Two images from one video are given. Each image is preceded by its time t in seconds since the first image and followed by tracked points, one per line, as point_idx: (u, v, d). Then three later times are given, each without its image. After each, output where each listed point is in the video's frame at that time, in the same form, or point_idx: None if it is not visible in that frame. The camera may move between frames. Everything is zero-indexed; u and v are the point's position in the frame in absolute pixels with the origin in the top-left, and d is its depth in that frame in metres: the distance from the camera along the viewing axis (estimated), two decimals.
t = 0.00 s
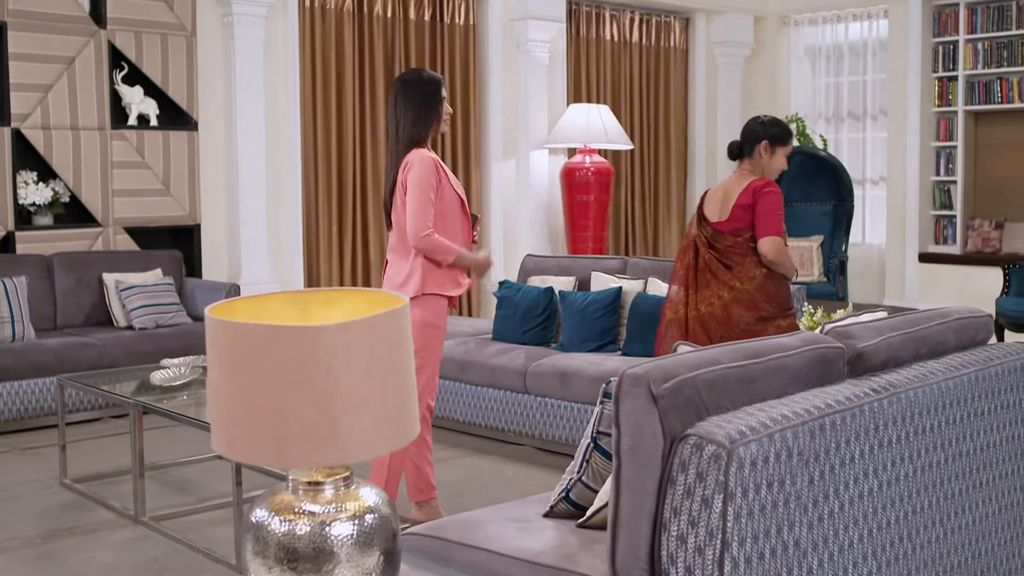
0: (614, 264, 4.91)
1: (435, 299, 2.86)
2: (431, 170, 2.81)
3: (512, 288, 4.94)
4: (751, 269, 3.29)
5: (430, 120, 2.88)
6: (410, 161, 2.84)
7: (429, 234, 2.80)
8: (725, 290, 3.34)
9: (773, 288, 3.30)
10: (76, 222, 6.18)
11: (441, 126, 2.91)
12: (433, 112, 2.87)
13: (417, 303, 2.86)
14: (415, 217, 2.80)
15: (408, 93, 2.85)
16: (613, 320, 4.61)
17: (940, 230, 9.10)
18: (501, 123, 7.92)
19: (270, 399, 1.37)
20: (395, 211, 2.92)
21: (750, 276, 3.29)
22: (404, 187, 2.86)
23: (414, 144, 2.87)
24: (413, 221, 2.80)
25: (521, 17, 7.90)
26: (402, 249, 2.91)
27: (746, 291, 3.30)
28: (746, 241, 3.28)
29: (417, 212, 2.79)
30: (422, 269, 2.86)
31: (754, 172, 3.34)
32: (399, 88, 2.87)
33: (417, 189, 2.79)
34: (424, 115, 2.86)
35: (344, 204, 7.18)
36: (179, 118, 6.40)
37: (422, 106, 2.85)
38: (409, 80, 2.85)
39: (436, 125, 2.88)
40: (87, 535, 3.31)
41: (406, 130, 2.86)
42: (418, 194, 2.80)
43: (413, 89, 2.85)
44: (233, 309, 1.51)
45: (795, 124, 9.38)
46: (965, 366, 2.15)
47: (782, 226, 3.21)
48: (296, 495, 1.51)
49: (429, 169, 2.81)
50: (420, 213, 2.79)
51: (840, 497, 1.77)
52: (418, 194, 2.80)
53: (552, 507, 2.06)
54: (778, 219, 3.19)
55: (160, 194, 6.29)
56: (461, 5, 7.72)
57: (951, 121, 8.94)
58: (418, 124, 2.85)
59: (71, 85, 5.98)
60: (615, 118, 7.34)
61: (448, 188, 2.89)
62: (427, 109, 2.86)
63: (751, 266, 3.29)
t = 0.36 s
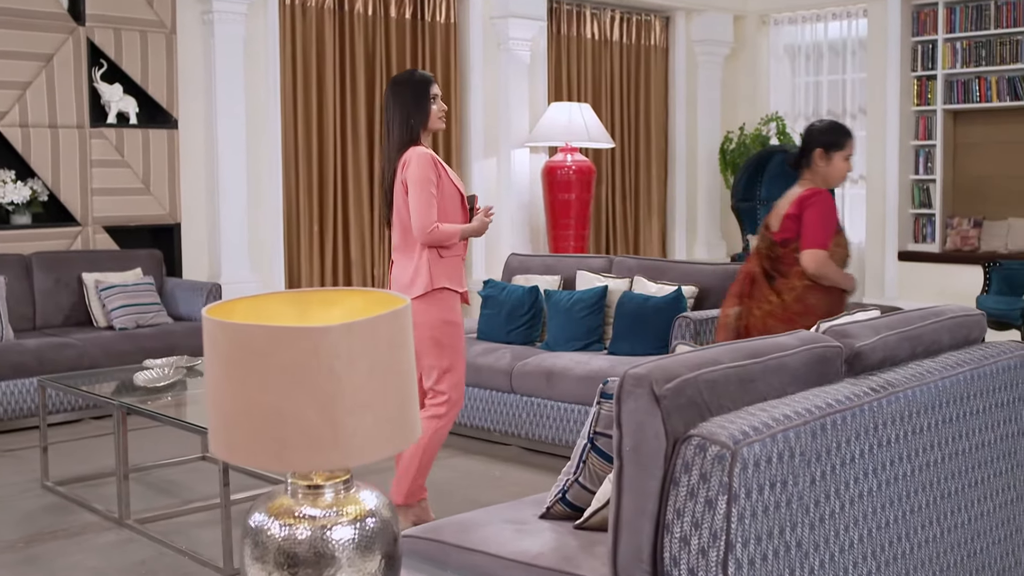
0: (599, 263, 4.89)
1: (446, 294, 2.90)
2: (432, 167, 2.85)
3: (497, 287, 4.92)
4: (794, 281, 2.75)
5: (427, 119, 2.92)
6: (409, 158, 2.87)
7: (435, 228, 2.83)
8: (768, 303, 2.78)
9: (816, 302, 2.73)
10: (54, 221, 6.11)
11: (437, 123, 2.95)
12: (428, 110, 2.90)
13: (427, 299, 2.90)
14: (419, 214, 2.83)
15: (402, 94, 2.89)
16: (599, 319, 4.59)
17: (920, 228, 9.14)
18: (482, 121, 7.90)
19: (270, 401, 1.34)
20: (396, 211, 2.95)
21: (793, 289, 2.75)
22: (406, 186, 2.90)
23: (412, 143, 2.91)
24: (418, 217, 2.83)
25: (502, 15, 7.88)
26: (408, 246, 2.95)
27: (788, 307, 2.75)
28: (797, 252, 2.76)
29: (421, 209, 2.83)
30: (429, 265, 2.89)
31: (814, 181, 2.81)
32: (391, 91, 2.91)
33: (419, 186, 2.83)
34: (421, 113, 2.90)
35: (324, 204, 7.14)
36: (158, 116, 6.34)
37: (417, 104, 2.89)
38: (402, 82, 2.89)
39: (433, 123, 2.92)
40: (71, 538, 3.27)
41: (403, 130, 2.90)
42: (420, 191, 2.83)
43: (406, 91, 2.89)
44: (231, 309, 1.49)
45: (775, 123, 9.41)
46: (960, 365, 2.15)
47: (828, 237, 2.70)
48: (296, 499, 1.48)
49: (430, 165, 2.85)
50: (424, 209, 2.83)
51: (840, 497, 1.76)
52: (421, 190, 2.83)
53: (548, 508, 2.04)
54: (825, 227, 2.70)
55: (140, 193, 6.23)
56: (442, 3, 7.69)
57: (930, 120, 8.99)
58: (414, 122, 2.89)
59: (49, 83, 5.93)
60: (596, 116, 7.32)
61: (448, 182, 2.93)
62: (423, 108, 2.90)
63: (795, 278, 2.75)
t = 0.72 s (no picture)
0: (585, 261, 4.86)
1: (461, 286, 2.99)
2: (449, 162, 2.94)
3: (482, 285, 4.89)
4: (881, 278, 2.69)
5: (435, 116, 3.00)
6: (427, 154, 2.95)
7: (454, 220, 2.92)
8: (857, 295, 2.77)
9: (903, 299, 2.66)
10: (33, 219, 6.03)
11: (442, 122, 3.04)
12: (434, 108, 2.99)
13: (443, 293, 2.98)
14: (441, 208, 2.92)
15: (411, 90, 2.95)
16: (586, 317, 4.57)
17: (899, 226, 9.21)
18: (464, 119, 7.88)
19: (274, 403, 1.32)
20: (406, 207, 3.02)
21: (881, 285, 2.71)
22: (421, 180, 2.98)
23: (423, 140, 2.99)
24: (440, 211, 2.92)
25: (483, 13, 7.86)
26: (419, 240, 3.02)
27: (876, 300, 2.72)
28: (888, 247, 2.67)
29: (443, 203, 2.91)
30: (445, 259, 2.97)
31: (918, 170, 2.70)
32: (397, 87, 2.96)
33: (441, 181, 2.92)
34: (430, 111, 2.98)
35: (305, 201, 7.13)
36: (139, 114, 6.28)
37: (429, 101, 2.97)
38: (411, 79, 2.96)
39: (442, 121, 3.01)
40: (55, 541, 3.22)
41: (415, 126, 2.97)
42: (441, 185, 2.92)
43: (415, 87, 2.95)
44: (231, 309, 1.46)
45: (756, 121, 9.44)
46: (957, 363, 2.15)
47: (918, 234, 2.59)
48: (296, 502, 1.45)
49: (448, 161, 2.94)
50: (445, 203, 2.91)
51: (842, 497, 1.75)
52: (442, 184, 2.92)
53: (546, 509, 2.02)
54: (914, 224, 2.58)
55: (120, 191, 6.16)
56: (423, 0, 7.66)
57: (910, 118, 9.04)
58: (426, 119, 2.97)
59: (28, 79, 5.85)
60: (577, 114, 7.28)
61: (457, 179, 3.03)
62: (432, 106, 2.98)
63: (883, 273, 2.69)
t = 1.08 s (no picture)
0: (569, 261, 4.84)
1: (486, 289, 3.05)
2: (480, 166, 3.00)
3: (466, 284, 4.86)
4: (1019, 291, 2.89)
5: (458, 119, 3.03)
6: (460, 158, 2.99)
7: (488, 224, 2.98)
8: (992, 301, 2.95)
9: None
10: (10, 218, 5.95)
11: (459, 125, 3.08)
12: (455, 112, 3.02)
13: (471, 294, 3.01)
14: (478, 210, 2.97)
15: (436, 92, 2.95)
16: (571, 317, 4.55)
17: (878, 225, 9.31)
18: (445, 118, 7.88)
19: (278, 405, 1.29)
20: (432, 209, 3.01)
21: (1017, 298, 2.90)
22: (452, 183, 2.99)
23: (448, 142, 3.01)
24: (477, 213, 2.97)
25: (464, 10, 7.84)
26: (445, 241, 3.02)
27: (1011, 309, 2.90)
28: None
29: (479, 206, 2.97)
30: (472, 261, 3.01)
31: None
32: (421, 88, 2.95)
33: (478, 184, 2.97)
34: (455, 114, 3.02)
35: (286, 200, 7.11)
36: (117, 111, 6.20)
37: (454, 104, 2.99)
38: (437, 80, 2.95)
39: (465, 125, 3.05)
40: (39, 545, 3.17)
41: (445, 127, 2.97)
42: (477, 188, 2.97)
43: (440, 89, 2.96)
44: (229, 310, 1.44)
45: (735, 120, 9.48)
46: (953, 362, 2.15)
47: None
48: (298, 506, 1.43)
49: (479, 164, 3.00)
50: (483, 206, 2.97)
51: (844, 497, 1.74)
52: (478, 187, 2.98)
53: (543, 511, 2.00)
54: None
55: (98, 190, 6.10)
56: None
57: (888, 117, 9.12)
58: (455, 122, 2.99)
59: (4, 76, 5.77)
60: (558, 112, 7.27)
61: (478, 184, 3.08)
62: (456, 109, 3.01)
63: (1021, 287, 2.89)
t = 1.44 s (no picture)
0: (557, 260, 4.81)
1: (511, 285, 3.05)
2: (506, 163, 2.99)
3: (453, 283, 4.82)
4: None
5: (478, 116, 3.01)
6: (486, 155, 2.97)
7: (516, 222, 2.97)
8: None
9: None
10: None
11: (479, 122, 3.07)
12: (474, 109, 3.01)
13: (498, 289, 3.02)
14: (507, 206, 2.95)
15: (456, 90, 2.94)
16: (559, 316, 4.53)
17: (859, 224, 9.39)
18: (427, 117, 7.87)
19: (285, 410, 1.26)
20: (458, 207, 3.00)
21: None
22: (479, 181, 2.98)
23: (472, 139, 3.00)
24: (504, 209, 2.95)
25: (446, 9, 7.82)
26: (471, 238, 3.02)
27: None
28: None
29: (507, 202, 2.96)
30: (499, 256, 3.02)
31: None
32: (442, 87, 2.93)
33: (504, 181, 2.96)
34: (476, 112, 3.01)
35: (267, 198, 7.07)
36: (98, 110, 6.14)
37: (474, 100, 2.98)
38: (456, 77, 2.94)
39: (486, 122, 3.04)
40: (24, 550, 3.12)
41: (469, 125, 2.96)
42: (506, 184, 2.96)
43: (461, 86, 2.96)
44: (233, 311, 1.41)
45: (717, 119, 9.50)
46: (953, 361, 2.14)
47: None
48: (303, 511, 1.40)
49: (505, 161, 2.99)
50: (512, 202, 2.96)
51: (850, 498, 1.73)
52: (505, 183, 2.96)
53: (544, 513, 1.97)
54: None
55: (79, 189, 6.03)
56: None
57: (868, 117, 9.19)
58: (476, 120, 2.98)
59: None
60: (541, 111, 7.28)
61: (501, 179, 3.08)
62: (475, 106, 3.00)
63: None
